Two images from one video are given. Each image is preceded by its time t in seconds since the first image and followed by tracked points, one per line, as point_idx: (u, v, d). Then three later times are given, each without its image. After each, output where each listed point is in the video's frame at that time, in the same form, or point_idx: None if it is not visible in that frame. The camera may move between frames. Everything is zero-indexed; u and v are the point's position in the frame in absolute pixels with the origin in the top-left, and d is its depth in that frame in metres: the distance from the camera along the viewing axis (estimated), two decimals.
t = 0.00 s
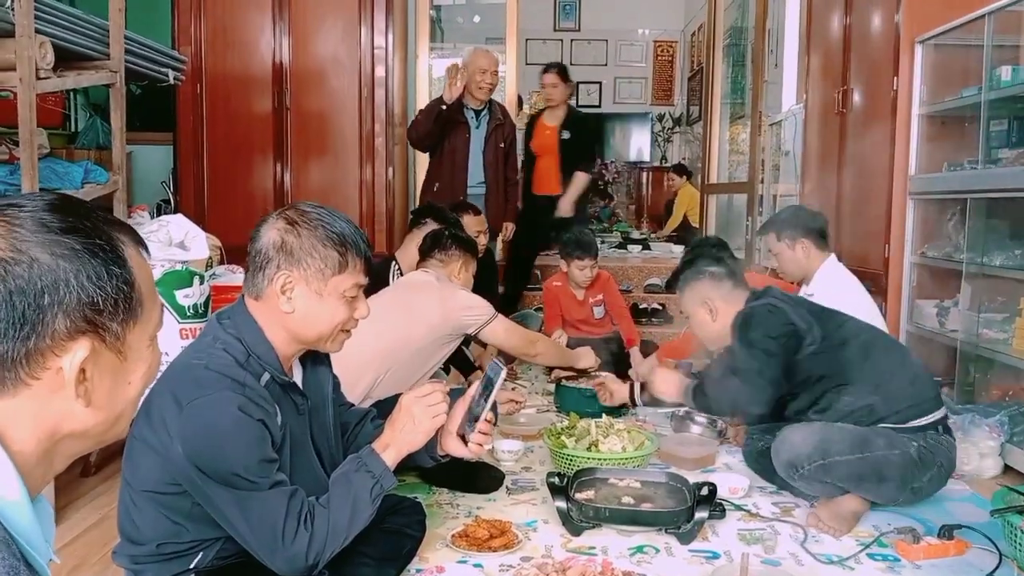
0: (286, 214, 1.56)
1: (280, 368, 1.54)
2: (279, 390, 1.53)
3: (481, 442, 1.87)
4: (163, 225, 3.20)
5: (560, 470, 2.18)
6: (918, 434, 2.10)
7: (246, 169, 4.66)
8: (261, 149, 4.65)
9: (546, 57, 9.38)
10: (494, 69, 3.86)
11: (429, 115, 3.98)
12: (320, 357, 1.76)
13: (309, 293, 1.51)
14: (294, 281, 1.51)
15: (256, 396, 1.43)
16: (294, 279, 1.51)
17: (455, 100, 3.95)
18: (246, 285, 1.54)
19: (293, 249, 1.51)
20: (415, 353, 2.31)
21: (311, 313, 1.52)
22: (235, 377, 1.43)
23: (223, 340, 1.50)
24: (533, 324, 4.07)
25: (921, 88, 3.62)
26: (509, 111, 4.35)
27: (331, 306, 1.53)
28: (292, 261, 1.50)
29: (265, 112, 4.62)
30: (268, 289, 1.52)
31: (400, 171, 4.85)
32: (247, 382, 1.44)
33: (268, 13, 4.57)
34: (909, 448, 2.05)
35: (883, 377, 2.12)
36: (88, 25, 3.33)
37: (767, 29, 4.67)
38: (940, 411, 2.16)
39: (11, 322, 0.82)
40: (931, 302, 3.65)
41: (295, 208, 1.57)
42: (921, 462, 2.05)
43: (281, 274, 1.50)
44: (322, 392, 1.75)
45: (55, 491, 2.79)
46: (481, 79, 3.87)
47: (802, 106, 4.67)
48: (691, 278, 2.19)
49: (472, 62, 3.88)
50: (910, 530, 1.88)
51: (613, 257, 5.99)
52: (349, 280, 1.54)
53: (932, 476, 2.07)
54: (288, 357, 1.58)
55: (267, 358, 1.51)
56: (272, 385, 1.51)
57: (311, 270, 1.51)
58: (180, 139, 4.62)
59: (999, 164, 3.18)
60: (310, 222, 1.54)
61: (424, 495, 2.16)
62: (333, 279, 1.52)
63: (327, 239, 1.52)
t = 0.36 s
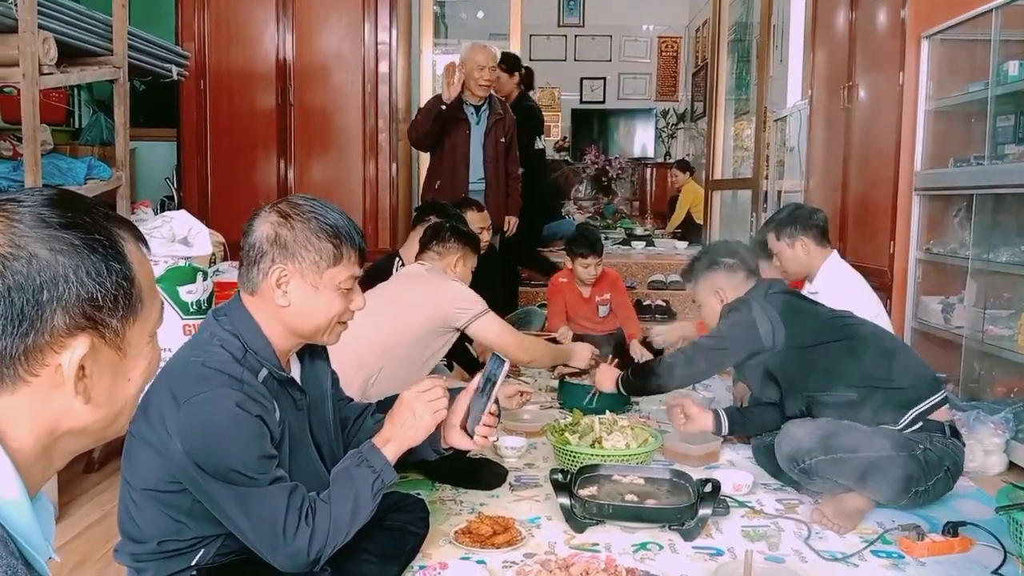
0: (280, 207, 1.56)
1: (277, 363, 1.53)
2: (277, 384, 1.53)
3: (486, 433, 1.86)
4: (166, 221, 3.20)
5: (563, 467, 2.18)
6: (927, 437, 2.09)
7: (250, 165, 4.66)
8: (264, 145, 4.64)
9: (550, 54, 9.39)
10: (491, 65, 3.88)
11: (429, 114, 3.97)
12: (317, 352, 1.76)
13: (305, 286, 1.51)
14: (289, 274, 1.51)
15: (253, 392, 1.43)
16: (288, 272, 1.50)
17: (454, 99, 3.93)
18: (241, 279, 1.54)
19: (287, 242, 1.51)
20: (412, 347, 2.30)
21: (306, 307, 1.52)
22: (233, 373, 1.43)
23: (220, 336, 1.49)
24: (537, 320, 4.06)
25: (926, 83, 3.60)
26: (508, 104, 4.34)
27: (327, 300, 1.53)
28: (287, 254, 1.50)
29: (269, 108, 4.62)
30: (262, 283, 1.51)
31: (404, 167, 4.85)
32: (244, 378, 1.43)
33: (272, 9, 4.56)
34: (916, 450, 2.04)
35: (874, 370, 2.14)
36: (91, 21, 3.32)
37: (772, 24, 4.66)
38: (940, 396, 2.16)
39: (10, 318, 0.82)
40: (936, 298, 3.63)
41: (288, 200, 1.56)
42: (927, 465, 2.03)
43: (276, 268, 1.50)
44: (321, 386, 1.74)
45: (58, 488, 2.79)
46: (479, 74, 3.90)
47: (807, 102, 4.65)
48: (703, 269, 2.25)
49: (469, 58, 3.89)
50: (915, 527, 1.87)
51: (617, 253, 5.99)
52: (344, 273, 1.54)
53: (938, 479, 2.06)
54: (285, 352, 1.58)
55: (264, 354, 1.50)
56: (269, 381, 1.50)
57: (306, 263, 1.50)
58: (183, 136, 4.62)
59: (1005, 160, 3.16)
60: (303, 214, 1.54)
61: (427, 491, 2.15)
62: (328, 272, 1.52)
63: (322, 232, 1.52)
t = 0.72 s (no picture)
0: (275, 204, 1.56)
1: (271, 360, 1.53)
2: (271, 382, 1.52)
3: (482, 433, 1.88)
4: (170, 219, 3.20)
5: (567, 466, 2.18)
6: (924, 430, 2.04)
7: (254, 164, 4.66)
8: (269, 144, 4.65)
9: (555, 52, 9.39)
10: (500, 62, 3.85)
11: (435, 112, 3.97)
12: (312, 349, 1.75)
13: (298, 283, 1.51)
14: (282, 271, 1.50)
15: (247, 389, 1.42)
16: (282, 268, 1.50)
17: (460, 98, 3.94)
18: (234, 277, 1.54)
19: (281, 239, 1.51)
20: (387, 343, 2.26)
21: (300, 303, 1.52)
22: (225, 371, 1.43)
23: (213, 334, 1.48)
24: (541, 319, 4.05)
25: (933, 82, 3.59)
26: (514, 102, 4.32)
27: (319, 296, 1.53)
28: (280, 251, 1.50)
29: (273, 106, 4.62)
30: (256, 279, 1.51)
31: (408, 165, 4.85)
32: (237, 375, 1.43)
33: (277, 7, 4.55)
34: (913, 444, 2.00)
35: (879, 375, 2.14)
36: (96, 18, 3.32)
37: (777, 23, 4.64)
38: (937, 387, 2.15)
39: (14, 316, 0.82)
40: (942, 298, 3.62)
41: (281, 197, 1.56)
42: (926, 459, 2.00)
43: (270, 264, 1.50)
44: (316, 381, 1.74)
45: (62, 485, 2.80)
46: (485, 73, 3.89)
47: (812, 100, 4.63)
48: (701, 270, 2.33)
49: (478, 55, 3.87)
50: (920, 528, 1.86)
51: (621, 252, 5.98)
52: (338, 270, 1.54)
53: (938, 472, 2.03)
54: (277, 349, 1.57)
55: (257, 351, 1.50)
56: (263, 378, 1.50)
57: (300, 260, 1.50)
58: (188, 134, 4.63)
59: (1012, 159, 3.14)
60: (297, 211, 1.54)
61: (430, 490, 2.15)
62: (322, 269, 1.51)
63: (316, 229, 1.52)
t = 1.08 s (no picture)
0: (280, 196, 1.56)
1: (272, 349, 1.53)
2: (272, 373, 1.52)
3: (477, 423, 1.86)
4: (175, 213, 3.21)
5: (570, 464, 2.18)
6: (935, 437, 2.06)
7: (259, 159, 4.66)
8: (273, 138, 4.64)
9: (561, 49, 9.38)
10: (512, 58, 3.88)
11: (448, 111, 3.94)
12: (313, 343, 1.75)
13: (302, 274, 1.51)
14: (287, 261, 1.50)
15: (245, 376, 1.43)
16: (286, 259, 1.50)
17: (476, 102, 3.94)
18: (240, 268, 1.54)
19: (286, 230, 1.51)
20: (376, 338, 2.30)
21: (304, 295, 1.52)
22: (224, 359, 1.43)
23: (214, 325, 1.48)
24: (543, 317, 4.05)
25: (940, 82, 3.58)
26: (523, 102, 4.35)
27: (324, 288, 1.53)
28: (285, 242, 1.50)
29: (278, 101, 4.61)
30: (261, 270, 1.51)
31: (413, 162, 4.85)
32: (236, 361, 1.43)
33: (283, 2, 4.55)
34: (922, 448, 2.00)
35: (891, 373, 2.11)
36: (102, 12, 3.32)
37: (784, 22, 4.64)
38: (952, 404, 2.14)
39: (23, 310, 0.82)
40: (947, 299, 3.61)
41: (286, 190, 1.57)
42: (934, 464, 2.00)
43: (274, 255, 1.50)
44: (319, 376, 1.74)
45: (66, 478, 2.81)
46: (498, 68, 3.89)
47: (818, 100, 4.62)
48: (714, 258, 2.24)
49: (490, 51, 3.89)
50: (923, 529, 1.86)
51: (625, 250, 5.98)
52: (341, 262, 1.54)
53: (945, 478, 2.03)
54: (280, 342, 1.57)
55: (259, 342, 1.50)
56: (264, 368, 1.50)
57: (304, 251, 1.50)
58: (192, 128, 4.62)
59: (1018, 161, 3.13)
60: (302, 204, 1.54)
61: (433, 486, 2.15)
62: (326, 259, 1.52)
63: (320, 220, 1.52)
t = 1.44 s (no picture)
0: (291, 202, 1.56)
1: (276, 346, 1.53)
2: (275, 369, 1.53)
3: (468, 439, 1.82)
4: (176, 218, 3.21)
5: (571, 469, 2.17)
6: (940, 440, 2.06)
7: (259, 162, 4.66)
8: (274, 142, 4.64)
9: (561, 53, 9.39)
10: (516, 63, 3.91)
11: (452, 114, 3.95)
12: (320, 349, 1.74)
13: (311, 276, 1.50)
14: (295, 264, 1.50)
15: (246, 365, 1.44)
16: (295, 261, 1.50)
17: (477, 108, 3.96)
18: (249, 272, 1.54)
19: (295, 233, 1.51)
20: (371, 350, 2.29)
21: (312, 298, 1.51)
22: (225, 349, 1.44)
23: (219, 321, 1.49)
24: (543, 321, 4.05)
25: (940, 87, 3.58)
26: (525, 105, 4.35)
27: (331, 292, 1.51)
28: (293, 244, 1.50)
29: (279, 104, 4.61)
30: (270, 273, 1.51)
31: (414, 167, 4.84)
32: (238, 353, 1.44)
33: (283, 6, 4.55)
34: (930, 454, 2.01)
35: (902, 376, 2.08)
36: (103, 16, 3.32)
37: (784, 27, 4.64)
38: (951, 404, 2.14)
39: (27, 317, 0.81)
40: (948, 303, 3.60)
41: (299, 197, 1.57)
42: (942, 468, 2.01)
43: (283, 257, 1.50)
44: (325, 380, 1.74)
45: (67, 483, 2.80)
46: (501, 72, 3.92)
47: (818, 104, 4.62)
48: (705, 289, 2.13)
49: (494, 55, 3.91)
50: (926, 534, 1.85)
51: (625, 254, 5.98)
52: (349, 265, 1.52)
53: (953, 482, 2.04)
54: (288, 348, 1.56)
55: (263, 339, 1.50)
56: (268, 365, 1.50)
57: (312, 254, 1.50)
58: (193, 130, 4.61)
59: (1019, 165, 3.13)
60: (313, 208, 1.54)
61: (434, 491, 2.15)
62: (334, 263, 1.50)
63: (329, 225, 1.52)
